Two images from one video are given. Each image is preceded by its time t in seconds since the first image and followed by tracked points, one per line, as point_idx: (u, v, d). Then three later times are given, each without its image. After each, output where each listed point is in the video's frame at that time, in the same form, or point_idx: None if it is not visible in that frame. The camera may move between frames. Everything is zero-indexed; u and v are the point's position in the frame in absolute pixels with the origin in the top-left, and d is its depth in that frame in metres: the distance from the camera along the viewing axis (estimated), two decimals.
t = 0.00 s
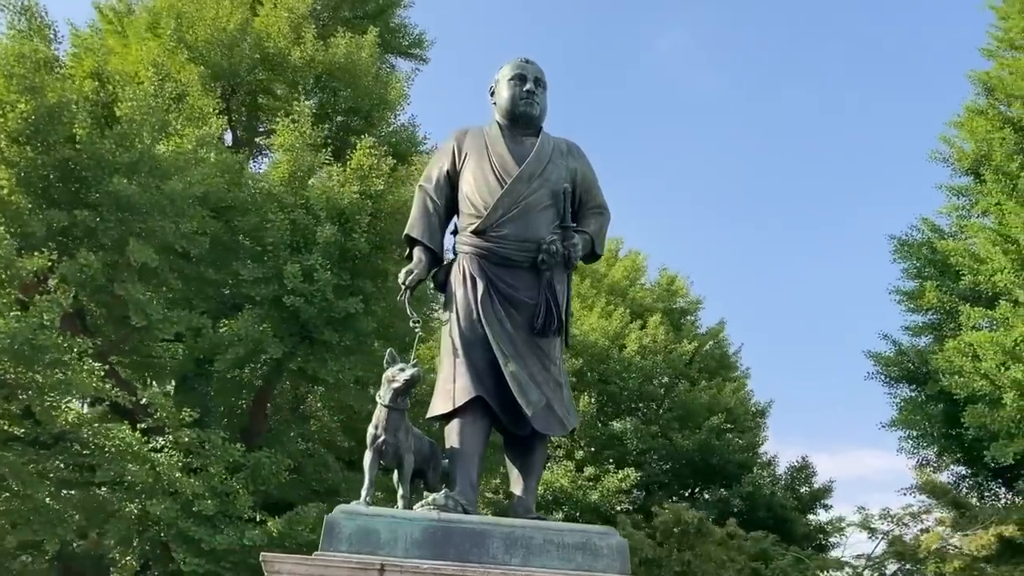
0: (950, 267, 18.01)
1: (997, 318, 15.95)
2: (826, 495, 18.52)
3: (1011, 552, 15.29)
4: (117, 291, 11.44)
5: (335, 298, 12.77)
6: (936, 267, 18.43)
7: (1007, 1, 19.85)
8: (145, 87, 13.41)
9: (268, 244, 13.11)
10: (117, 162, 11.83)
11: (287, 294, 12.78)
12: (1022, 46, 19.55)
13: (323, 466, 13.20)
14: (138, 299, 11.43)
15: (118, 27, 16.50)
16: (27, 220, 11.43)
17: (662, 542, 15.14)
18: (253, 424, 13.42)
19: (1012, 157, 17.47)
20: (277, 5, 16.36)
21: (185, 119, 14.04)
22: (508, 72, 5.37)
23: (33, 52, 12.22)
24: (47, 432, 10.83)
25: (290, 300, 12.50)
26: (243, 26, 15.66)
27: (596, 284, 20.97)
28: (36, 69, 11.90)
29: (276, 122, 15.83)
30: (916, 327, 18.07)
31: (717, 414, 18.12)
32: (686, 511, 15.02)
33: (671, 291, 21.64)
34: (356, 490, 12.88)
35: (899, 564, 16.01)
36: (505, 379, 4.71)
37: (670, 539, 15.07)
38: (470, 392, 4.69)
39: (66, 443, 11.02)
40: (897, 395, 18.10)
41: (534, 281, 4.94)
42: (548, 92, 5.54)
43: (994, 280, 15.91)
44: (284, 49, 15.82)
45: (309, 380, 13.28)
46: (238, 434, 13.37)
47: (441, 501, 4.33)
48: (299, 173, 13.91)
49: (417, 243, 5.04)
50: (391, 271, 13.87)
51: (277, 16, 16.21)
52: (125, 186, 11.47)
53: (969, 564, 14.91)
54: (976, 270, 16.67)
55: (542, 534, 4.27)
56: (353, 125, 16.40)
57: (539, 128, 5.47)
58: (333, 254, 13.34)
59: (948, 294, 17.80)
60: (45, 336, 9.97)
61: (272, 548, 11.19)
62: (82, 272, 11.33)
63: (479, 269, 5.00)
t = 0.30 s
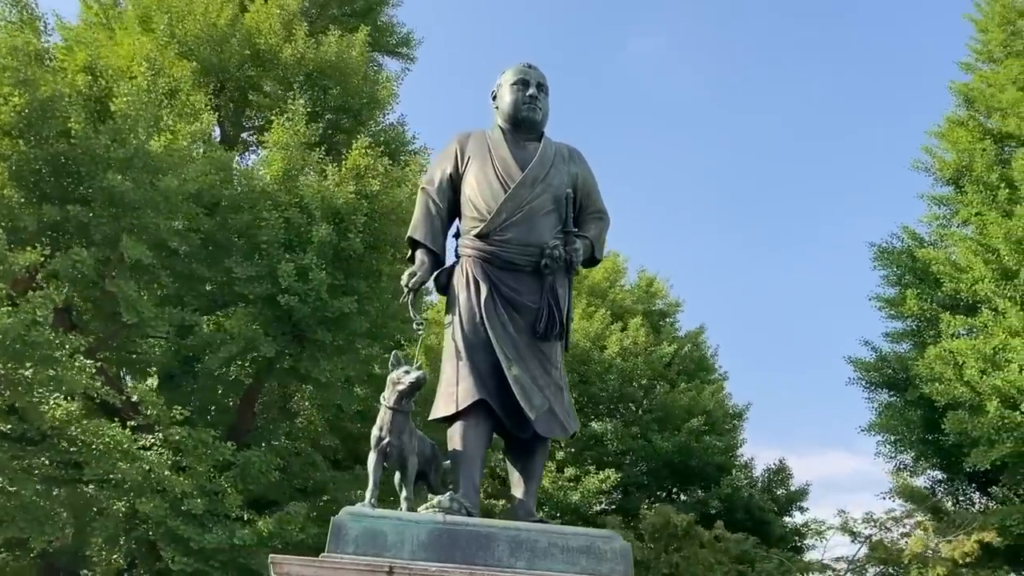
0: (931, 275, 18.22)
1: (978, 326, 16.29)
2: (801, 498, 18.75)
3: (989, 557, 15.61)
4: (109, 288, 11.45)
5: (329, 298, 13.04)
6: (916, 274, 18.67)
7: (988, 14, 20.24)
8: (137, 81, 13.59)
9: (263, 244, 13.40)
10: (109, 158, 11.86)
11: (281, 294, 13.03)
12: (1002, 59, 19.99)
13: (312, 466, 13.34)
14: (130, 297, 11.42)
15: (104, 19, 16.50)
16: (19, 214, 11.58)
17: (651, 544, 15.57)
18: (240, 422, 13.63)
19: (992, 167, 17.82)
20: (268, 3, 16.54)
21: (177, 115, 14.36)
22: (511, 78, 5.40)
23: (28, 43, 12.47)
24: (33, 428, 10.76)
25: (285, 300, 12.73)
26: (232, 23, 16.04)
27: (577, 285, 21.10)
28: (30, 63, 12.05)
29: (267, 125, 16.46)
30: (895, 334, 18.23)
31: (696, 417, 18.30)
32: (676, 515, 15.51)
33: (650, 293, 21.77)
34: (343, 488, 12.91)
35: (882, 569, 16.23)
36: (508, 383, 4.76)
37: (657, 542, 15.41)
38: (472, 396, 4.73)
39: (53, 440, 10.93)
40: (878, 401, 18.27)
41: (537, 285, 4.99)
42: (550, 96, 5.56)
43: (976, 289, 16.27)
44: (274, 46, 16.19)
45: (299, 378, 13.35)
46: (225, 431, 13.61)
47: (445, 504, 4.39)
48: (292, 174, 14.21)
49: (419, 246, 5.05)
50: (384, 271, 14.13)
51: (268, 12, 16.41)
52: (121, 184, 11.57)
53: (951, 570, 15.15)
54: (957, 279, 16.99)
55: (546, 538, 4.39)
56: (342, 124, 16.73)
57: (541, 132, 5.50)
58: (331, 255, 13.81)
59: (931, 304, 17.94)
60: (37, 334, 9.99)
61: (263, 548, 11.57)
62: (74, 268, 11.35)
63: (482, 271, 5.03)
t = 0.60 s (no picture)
0: (911, 281, 18.38)
1: (958, 333, 16.61)
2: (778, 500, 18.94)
3: (967, 560, 15.89)
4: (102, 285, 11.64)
5: (324, 297, 13.23)
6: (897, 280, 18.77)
7: (967, 26, 20.67)
8: (130, 75, 13.79)
9: (258, 242, 13.63)
10: (104, 152, 12.09)
11: (276, 292, 13.20)
12: (979, 70, 20.43)
13: (300, 465, 13.41)
14: (122, 295, 11.59)
15: (93, 15, 16.61)
16: (11, 209, 11.80)
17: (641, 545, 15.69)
18: (229, 420, 13.69)
19: (973, 176, 18.17)
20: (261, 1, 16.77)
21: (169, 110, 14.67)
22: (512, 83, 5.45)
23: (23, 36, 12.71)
24: (19, 425, 10.79)
25: (280, 299, 12.90)
26: (223, 21, 16.30)
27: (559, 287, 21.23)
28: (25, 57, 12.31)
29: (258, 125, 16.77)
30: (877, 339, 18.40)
31: (676, 419, 18.46)
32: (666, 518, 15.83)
33: (630, 296, 21.91)
34: (333, 488, 13.03)
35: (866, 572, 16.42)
36: (512, 384, 4.84)
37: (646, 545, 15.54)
38: (476, 396, 4.79)
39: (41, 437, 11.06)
40: (858, 405, 18.48)
41: (539, 288, 5.06)
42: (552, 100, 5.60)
43: (958, 296, 16.60)
44: (266, 43, 16.48)
45: (292, 378, 13.36)
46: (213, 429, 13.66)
47: (449, 504, 4.49)
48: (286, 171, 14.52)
49: (422, 247, 5.09)
50: (378, 271, 14.37)
51: (261, 10, 16.67)
52: (116, 179, 11.77)
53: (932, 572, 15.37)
54: (939, 286, 17.29)
55: (551, 539, 4.49)
56: (332, 123, 16.92)
57: (543, 135, 5.54)
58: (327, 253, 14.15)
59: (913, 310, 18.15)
60: (30, 330, 10.22)
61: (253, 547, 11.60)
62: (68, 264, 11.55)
63: (485, 272, 5.09)
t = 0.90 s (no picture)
0: (893, 287, 18.65)
1: (940, 340, 16.92)
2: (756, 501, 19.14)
3: (947, 563, 16.16)
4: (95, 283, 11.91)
5: (319, 297, 13.33)
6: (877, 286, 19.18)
7: (948, 38, 21.12)
8: (124, 69, 13.84)
9: (253, 241, 13.68)
10: (101, 149, 12.17)
11: (271, 292, 13.29)
12: (959, 81, 20.87)
13: (287, 465, 13.58)
14: (116, 292, 11.78)
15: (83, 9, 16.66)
16: (5, 203, 11.81)
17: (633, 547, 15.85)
18: (218, 419, 13.60)
19: (955, 186, 18.47)
20: None
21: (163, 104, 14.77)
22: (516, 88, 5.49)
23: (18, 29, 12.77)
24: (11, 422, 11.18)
25: (276, 299, 12.98)
26: (217, 15, 16.36)
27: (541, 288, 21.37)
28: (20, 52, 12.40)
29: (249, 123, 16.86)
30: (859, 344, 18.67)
31: (657, 420, 18.60)
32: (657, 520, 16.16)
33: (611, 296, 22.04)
34: (322, 488, 13.34)
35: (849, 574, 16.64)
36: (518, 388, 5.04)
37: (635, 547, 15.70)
38: (481, 400, 5.00)
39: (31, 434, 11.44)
40: (838, 409, 18.70)
41: (544, 293, 5.24)
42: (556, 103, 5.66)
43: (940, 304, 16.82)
44: (260, 41, 16.54)
45: (284, 377, 13.45)
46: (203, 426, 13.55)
47: (457, 507, 4.65)
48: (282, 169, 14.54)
49: (429, 252, 5.17)
50: (372, 271, 14.56)
51: (254, 6, 16.78)
52: (113, 176, 11.90)
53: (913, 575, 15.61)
54: (921, 293, 17.59)
55: (558, 543, 4.62)
56: (322, 121, 17.04)
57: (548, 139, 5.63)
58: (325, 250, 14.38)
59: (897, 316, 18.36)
60: (24, 327, 10.53)
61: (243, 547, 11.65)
62: (64, 259, 11.62)
63: (491, 276, 5.29)
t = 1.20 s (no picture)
0: (876, 294, 18.94)
1: (923, 347, 17.20)
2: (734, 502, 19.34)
3: (925, 568, 16.45)
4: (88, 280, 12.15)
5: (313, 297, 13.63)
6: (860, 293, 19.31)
7: (931, 48, 21.57)
8: (119, 66, 14.00)
9: (248, 240, 14.03)
10: (100, 145, 12.45)
11: (265, 291, 13.59)
12: (941, 91, 21.31)
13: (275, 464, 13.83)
14: (112, 289, 12.06)
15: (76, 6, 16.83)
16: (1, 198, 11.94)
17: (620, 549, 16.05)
18: (209, 415, 13.88)
19: (938, 196, 18.71)
20: None
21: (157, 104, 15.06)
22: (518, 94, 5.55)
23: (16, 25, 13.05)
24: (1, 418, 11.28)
25: (271, 298, 13.26)
26: (211, 15, 16.63)
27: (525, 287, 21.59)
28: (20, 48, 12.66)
29: (241, 120, 17.17)
30: (841, 349, 18.84)
31: (637, 421, 18.75)
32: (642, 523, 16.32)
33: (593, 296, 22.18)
34: (311, 487, 13.71)
35: None
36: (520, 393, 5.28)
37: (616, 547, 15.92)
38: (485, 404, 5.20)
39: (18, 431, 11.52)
40: (820, 413, 18.90)
41: (546, 300, 5.47)
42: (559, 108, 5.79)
43: (923, 312, 17.08)
44: (252, 38, 16.78)
45: (277, 377, 13.74)
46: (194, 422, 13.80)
47: (461, 512, 4.92)
48: (279, 170, 14.96)
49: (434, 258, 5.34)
50: (366, 272, 14.86)
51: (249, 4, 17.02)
52: (112, 173, 12.22)
53: None
54: (905, 301, 17.82)
55: (560, 548, 4.90)
56: (314, 120, 17.25)
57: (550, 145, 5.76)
58: (320, 248, 14.81)
59: (879, 322, 18.62)
60: (20, 324, 10.82)
61: (233, 546, 12.06)
62: (59, 254, 11.79)
63: (495, 281, 5.51)
